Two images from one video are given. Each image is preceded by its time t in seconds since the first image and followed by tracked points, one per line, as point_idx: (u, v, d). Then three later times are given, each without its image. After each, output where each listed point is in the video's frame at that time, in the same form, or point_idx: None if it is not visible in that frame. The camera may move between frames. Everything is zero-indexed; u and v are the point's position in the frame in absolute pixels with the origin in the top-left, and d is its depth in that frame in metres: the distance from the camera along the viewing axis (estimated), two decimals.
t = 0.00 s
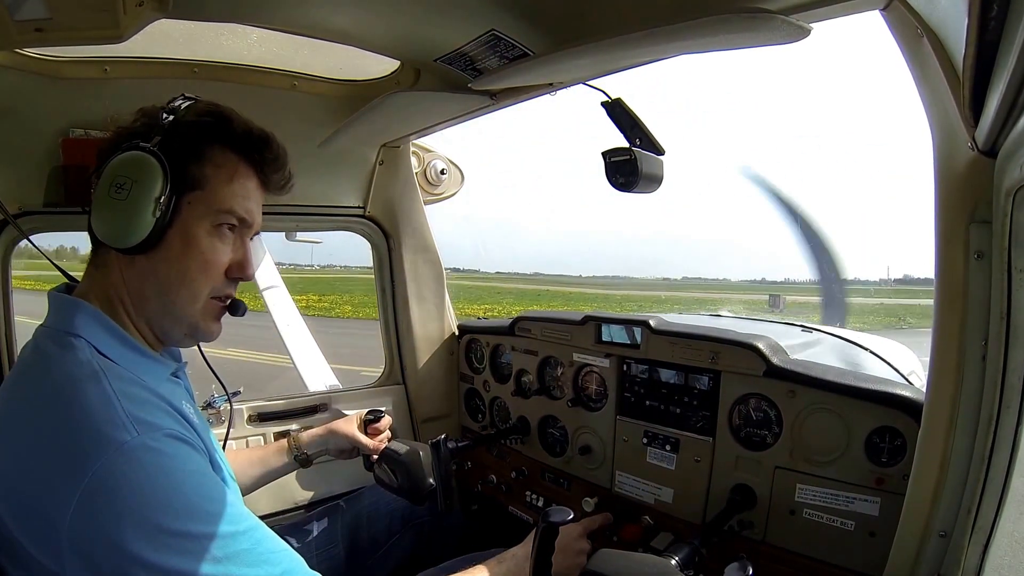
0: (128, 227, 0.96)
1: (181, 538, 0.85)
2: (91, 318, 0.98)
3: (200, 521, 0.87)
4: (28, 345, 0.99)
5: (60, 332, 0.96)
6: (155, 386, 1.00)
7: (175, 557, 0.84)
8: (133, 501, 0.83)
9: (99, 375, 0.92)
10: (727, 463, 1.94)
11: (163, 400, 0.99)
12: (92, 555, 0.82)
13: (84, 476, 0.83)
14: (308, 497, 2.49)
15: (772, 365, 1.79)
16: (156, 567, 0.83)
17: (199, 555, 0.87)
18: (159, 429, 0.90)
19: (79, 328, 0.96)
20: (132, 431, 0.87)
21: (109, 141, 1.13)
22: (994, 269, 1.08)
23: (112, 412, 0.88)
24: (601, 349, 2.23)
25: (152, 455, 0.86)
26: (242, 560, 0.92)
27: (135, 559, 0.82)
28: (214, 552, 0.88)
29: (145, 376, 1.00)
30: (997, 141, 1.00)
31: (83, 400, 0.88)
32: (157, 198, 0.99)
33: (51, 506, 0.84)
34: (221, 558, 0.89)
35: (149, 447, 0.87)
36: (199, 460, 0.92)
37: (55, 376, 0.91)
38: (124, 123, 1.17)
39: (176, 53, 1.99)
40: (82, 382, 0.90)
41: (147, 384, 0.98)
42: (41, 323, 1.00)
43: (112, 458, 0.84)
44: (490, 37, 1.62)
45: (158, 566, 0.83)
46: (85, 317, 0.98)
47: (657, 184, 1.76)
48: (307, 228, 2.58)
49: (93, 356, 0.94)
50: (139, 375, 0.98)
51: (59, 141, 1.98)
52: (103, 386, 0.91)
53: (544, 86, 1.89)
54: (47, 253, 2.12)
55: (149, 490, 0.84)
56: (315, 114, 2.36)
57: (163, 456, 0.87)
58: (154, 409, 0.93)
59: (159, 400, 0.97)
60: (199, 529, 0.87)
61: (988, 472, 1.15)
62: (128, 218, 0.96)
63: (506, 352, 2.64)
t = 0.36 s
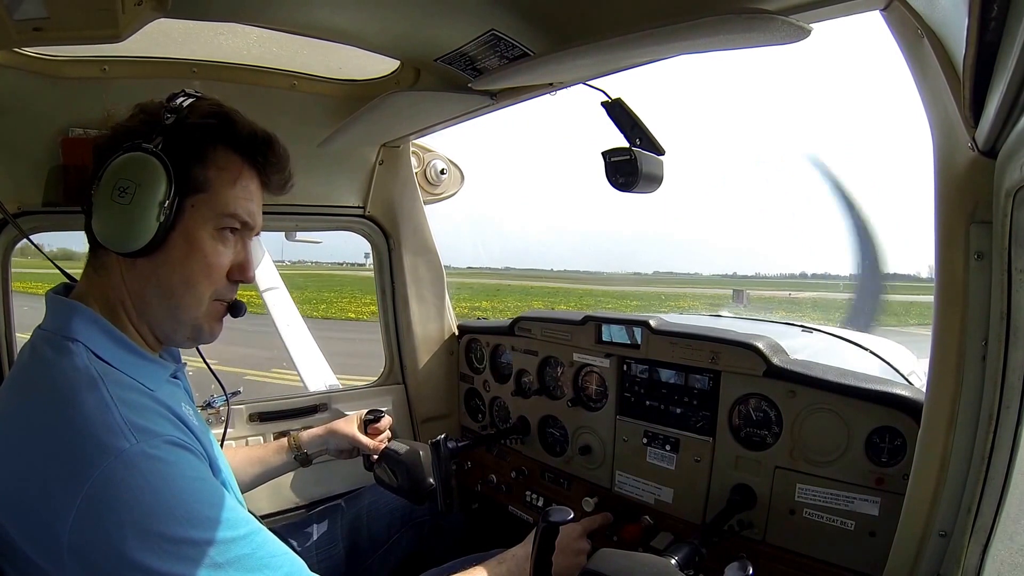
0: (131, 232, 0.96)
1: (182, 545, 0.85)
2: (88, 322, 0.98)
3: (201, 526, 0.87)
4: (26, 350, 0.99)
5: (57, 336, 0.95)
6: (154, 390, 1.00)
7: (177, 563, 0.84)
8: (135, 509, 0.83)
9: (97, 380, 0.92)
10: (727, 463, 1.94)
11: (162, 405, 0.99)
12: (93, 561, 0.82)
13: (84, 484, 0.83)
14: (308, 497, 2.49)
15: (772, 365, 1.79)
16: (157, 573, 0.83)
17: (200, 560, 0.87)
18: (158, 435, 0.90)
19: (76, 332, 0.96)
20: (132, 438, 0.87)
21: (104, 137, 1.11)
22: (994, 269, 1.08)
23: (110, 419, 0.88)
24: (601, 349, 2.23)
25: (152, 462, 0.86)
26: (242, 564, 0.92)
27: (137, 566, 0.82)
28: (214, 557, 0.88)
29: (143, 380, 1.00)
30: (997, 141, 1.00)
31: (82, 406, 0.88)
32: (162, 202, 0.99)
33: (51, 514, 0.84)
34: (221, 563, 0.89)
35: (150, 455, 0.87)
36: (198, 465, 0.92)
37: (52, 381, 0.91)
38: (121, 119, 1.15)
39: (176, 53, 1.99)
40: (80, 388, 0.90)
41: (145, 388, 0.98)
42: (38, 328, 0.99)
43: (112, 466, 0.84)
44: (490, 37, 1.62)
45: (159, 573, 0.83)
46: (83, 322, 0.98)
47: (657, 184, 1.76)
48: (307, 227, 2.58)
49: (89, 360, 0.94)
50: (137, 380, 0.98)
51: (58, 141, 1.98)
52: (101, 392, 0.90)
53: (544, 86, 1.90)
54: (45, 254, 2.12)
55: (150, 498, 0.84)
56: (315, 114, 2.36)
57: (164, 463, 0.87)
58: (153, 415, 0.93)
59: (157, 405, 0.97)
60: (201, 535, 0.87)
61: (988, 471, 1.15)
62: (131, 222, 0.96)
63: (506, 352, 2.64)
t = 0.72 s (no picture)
0: (133, 233, 0.96)
1: (182, 544, 0.85)
2: (87, 322, 0.98)
3: (201, 526, 0.87)
4: (24, 350, 0.99)
5: (55, 336, 0.95)
6: (153, 390, 1.00)
7: (176, 562, 0.84)
8: (134, 508, 0.83)
9: (95, 380, 0.92)
10: (727, 463, 1.94)
11: (161, 405, 0.99)
12: (92, 561, 0.82)
13: (84, 484, 0.83)
14: (308, 497, 2.49)
15: (772, 365, 1.79)
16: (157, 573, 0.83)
17: (199, 560, 0.87)
18: (157, 435, 0.90)
19: (75, 332, 0.96)
20: (131, 438, 0.87)
21: (104, 137, 1.11)
22: (994, 269, 1.08)
23: (109, 419, 0.88)
24: (601, 349, 2.24)
25: (152, 462, 0.86)
26: (242, 564, 0.92)
27: (136, 566, 0.82)
28: (213, 556, 0.88)
29: (142, 381, 1.00)
30: (997, 141, 1.00)
31: (80, 407, 0.88)
32: (164, 202, 0.99)
33: (50, 514, 0.84)
34: (221, 562, 0.89)
35: (149, 454, 0.87)
36: (198, 465, 0.93)
37: (51, 382, 0.91)
38: (120, 119, 1.15)
39: (175, 52, 1.99)
40: (78, 387, 0.90)
41: (144, 388, 0.98)
42: (37, 328, 0.99)
43: (111, 466, 0.84)
44: (490, 37, 1.63)
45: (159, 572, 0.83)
46: (81, 322, 0.98)
47: (657, 184, 1.76)
48: (307, 227, 2.58)
49: (88, 360, 0.93)
50: (136, 381, 0.98)
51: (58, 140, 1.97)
52: (99, 392, 0.90)
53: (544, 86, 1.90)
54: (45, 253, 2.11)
55: (149, 497, 0.84)
56: (315, 114, 2.36)
57: (163, 463, 0.87)
58: (152, 415, 0.93)
59: (156, 405, 0.97)
60: (201, 534, 0.87)
61: (987, 472, 1.15)
62: (134, 223, 0.96)
63: (506, 352, 2.64)
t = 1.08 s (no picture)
0: (132, 231, 0.96)
1: (182, 544, 0.85)
2: (85, 323, 0.98)
3: (200, 525, 0.87)
4: (24, 350, 0.99)
5: (55, 337, 0.96)
6: (151, 390, 1.00)
7: (175, 562, 0.84)
8: (133, 508, 0.83)
9: (94, 381, 0.92)
10: (727, 463, 1.94)
11: (160, 405, 0.99)
12: (92, 562, 0.82)
13: (82, 485, 0.83)
14: (308, 496, 2.49)
15: (772, 365, 1.79)
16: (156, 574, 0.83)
17: (198, 560, 0.87)
18: (155, 435, 0.90)
19: (73, 332, 0.96)
20: (129, 439, 0.87)
21: (101, 137, 1.11)
22: (993, 269, 1.08)
23: (107, 419, 0.88)
24: (601, 349, 2.23)
25: (150, 462, 0.86)
26: (240, 563, 0.92)
27: (135, 566, 0.82)
28: (210, 555, 0.88)
29: (140, 381, 1.00)
30: (997, 141, 1.00)
31: (78, 408, 0.88)
32: (162, 200, 0.99)
33: (49, 515, 0.84)
34: (219, 562, 0.89)
35: (146, 454, 0.87)
36: (196, 464, 0.93)
37: (50, 382, 0.91)
38: (116, 119, 1.14)
39: (176, 53, 2.00)
40: (76, 388, 0.90)
41: (143, 388, 0.98)
42: (36, 328, 1.00)
43: (109, 466, 0.84)
44: (490, 37, 1.63)
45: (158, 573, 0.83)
46: (79, 323, 0.98)
47: (657, 184, 1.76)
48: (307, 228, 2.57)
49: (87, 361, 0.94)
50: (134, 381, 0.98)
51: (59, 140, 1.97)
52: (97, 392, 0.90)
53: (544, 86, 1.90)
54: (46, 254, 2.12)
55: (148, 498, 0.84)
56: (315, 114, 2.36)
57: (161, 463, 0.87)
58: (150, 414, 0.93)
59: (154, 405, 0.97)
60: (200, 534, 0.87)
61: (987, 471, 1.15)
62: (132, 222, 0.96)
63: (506, 352, 2.64)
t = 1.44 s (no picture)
0: (126, 230, 0.96)
1: (180, 545, 0.85)
2: (82, 324, 0.98)
3: (197, 525, 0.88)
4: (21, 352, 0.99)
5: (52, 338, 0.96)
6: (148, 391, 1.00)
7: (173, 564, 0.84)
8: (130, 509, 0.83)
9: (90, 382, 0.92)
10: (727, 463, 1.94)
11: (157, 405, 0.99)
12: (92, 564, 0.83)
13: (79, 487, 0.83)
14: (308, 496, 2.49)
15: (772, 365, 1.79)
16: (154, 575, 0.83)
17: (195, 561, 0.87)
18: (151, 436, 0.90)
19: (71, 334, 0.96)
20: (125, 440, 0.87)
21: (92, 137, 1.10)
22: (993, 269, 1.08)
23: (102, 420, 0.88)
24: (600, 349, 2.24)
25: (146, 463, 0.86)
26: (238, 564, 0.93)
27: (135, 568, 0.83)
28: (208, 557, 0.88)
29: (137, 381, 1.00)
30: (997, 141, 1.00)
31: (72, 409, 0.88)
32: (156, 198, 0.99)
33: (47, 518, 0.84)
34: (217, 564, 0.90)
35: (143, 456, 0.87)
36: (192, 464, 0.93)
37: (47, 384, 0.91)
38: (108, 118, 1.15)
39: (176, 53, 2.00)
40: (73, 391, 0.90)
41: (138, 388, 0.98)
42: (34, 330, 1.00)
43: (105, 468, 0.84)
44: (490, 37, 1.63)
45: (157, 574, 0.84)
46: (76, 324, 0.98)
47: (657, 184, 1.76)
48: (307, 228, 2.57)
49: (84, 362, 0.94)
50: (131, 381, 0.98)
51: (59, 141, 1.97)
52: (94, 394, 0.90)
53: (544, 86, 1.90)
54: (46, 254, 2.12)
55: (145, 499, 0.84)
56: (316, 114, 2.37)
57: (158, 464, 0.87)
58: (146, 415, 0.93)
59: (150, 405, 0.97)
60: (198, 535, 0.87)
61: (987, 471, 1.15)
62: (128, 221, 0.96)
63: (506, 352, 2.64)
